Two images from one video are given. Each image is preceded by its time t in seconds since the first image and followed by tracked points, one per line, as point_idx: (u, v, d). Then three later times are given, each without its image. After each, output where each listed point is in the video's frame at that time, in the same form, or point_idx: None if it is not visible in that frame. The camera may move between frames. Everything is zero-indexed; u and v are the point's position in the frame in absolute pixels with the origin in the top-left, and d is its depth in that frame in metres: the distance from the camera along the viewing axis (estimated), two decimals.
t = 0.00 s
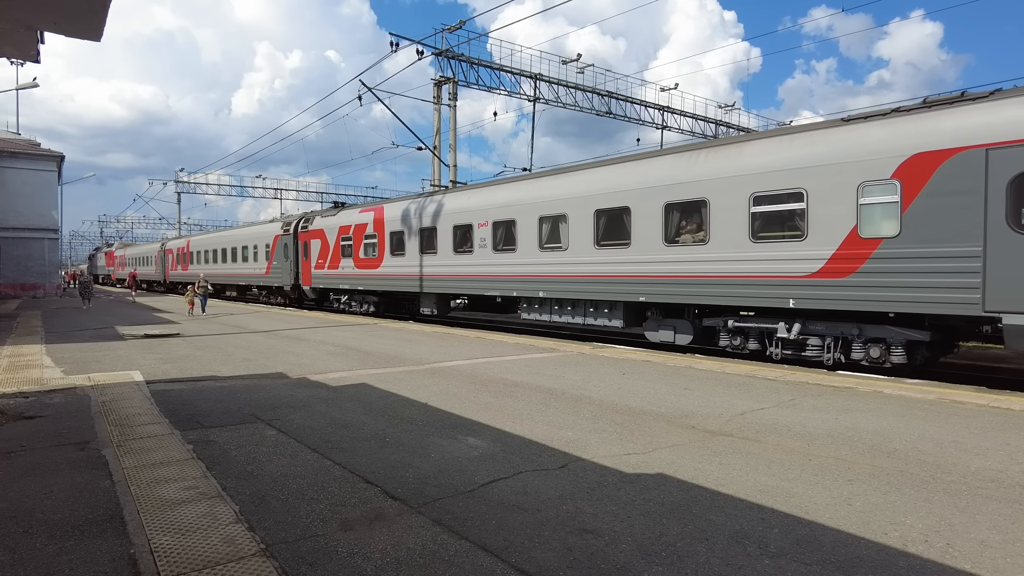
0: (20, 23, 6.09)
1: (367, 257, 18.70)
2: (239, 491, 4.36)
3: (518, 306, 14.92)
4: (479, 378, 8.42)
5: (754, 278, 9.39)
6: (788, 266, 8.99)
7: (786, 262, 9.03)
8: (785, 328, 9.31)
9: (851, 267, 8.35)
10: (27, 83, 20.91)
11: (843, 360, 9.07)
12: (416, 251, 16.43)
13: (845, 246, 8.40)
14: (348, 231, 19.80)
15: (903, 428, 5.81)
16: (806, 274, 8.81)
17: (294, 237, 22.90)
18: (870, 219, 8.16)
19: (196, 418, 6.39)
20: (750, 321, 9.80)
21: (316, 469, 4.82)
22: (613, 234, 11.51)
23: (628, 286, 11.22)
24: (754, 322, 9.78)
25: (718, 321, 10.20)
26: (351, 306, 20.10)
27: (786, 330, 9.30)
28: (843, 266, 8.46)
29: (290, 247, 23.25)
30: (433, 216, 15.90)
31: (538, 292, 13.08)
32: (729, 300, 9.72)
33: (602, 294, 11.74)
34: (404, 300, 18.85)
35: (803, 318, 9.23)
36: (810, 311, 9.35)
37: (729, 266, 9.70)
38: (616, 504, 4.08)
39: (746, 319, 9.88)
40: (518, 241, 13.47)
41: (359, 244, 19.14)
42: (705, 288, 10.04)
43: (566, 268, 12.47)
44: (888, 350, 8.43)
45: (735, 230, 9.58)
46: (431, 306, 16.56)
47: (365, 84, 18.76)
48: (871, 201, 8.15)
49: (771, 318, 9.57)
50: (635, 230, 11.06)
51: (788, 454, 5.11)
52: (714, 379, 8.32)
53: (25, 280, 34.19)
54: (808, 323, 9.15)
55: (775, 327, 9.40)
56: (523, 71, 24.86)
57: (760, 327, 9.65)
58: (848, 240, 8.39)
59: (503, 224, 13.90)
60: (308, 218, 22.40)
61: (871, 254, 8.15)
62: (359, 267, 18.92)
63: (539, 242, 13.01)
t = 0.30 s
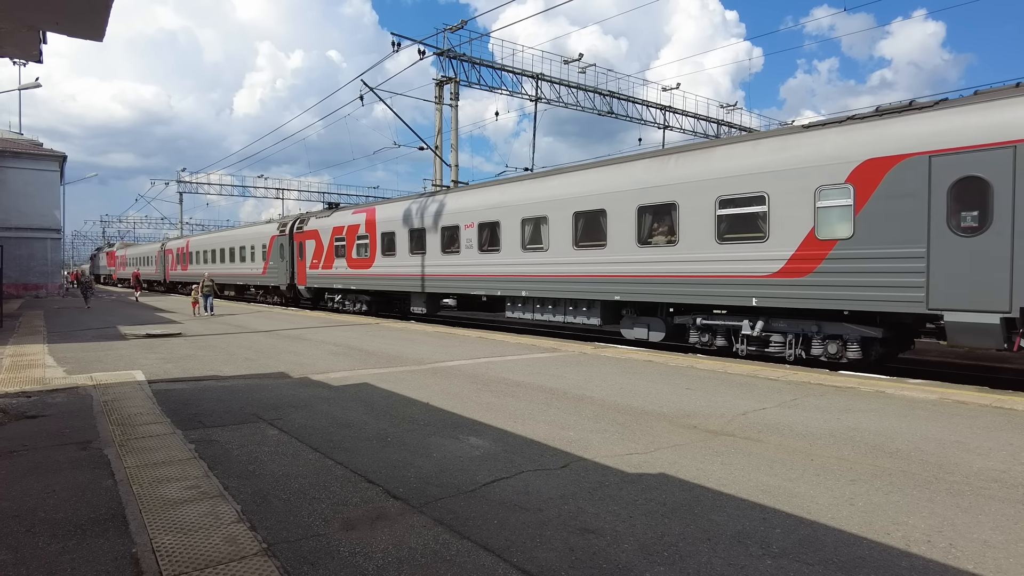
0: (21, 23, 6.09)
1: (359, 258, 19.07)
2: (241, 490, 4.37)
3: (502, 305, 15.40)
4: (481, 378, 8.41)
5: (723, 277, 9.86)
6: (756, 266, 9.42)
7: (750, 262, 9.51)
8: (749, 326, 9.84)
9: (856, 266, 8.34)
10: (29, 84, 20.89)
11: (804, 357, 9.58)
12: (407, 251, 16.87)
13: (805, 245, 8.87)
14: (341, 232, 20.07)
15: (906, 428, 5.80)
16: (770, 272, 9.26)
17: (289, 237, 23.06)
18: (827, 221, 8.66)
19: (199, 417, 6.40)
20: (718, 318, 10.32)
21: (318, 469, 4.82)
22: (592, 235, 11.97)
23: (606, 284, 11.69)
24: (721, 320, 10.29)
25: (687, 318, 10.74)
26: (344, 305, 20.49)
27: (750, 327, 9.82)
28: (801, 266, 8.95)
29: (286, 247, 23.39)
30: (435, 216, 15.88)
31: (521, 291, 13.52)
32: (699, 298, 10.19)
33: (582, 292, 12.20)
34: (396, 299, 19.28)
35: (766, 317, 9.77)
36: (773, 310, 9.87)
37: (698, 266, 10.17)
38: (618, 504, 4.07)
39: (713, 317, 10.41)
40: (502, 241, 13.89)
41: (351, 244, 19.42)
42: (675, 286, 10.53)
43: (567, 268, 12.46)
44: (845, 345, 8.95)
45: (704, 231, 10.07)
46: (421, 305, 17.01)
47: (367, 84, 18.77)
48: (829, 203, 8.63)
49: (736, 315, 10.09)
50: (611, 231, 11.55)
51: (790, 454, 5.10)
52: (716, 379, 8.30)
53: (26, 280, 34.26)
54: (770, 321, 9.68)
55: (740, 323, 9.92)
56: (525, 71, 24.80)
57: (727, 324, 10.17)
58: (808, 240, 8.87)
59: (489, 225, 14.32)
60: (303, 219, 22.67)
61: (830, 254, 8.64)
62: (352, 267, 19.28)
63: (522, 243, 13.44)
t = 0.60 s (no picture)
0: (24, 23, 6.10)
1: (351, 258, 19.40)
2: (243, 489, 4.37)
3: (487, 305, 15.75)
4: (483, 378, 8.40)
5: (690, 276, 10.26)
6: (722, 266, 9.81)
7: (716, 263, 9.91)
8: (716, 322, 10.26)
9: (843, 266, 8.46)
10: (31, 83, 20.82)
11: (769, 352, 9.96)
12: (397, 251, 17.25)
13: (767, 246, 9.26)
14: (334, 232, 20.35)
15: (908, 428, 5.78)
16: (734, 271, 9.68)
17: (285, 237, 23.25)
18: (786, 223, 9.05)
19: (200, 416, 6.41)
20: (688, 316, 10.76)
21: (320, 467, 4.83)
22: (571, 236, 12.34)
23: (583, 283, 12.06)
24: (690, 317, 10.73)
25: (659, 316, 11.17)
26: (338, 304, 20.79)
27: (717, 324, 10.24)
28: (763, 266, 9.35)
29: (283, 247, 23.57)
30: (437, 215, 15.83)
31: (505, 291, 13.88)
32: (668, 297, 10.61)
33: (561, 291, 12.57)
34: (388, 298, 19.68)
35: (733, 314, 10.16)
36: (740, 307, 10.26)
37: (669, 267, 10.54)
38: (619, 504, 4.07)
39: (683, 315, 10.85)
40: (487, 242, 14.26)
41: (344, 244, 19.75)
42: (646, 285, 10.91)
43: (569, 267, 12.44)
44: (805, 341, 9.32)
45: (671, 233, 10.49)
46: (411, 304, 17.38)
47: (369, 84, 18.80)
48: (790, 206, 9.01)
49: (704, 313, 10.51)
50: (588, 231, 11.95)
51: (792, 453, 5.10)
52: (718, 379, 8.28)
53: (29, 280, 34.33)
54: (736, 318, 10.07)
55: (708, 321, 10.37)
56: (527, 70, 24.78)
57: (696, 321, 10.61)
58: (769, 241, 9.26)
59: (475, 226, 14.69)
60: (297, 219, 22.91)
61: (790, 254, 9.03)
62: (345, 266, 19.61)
63: (517, 243, 13.58)
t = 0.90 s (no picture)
0: (27, 23, 6.11)
1: (344, 257, 19.78)
2: (244, 488, 4.38)
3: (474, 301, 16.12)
4: (484, 377, 8.41)
5: (659, 275, 10.74)
6: (688, 266, 10.31)
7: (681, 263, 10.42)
8: (683, 318, 10.71)
9: (805, 266, 8.86)
10: (31, 83, 20.70)
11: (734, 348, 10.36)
12: (388, 250, 17.64)
13: (730, 247, 9.71)
14: (327, 232, 20.71)
15: (910, 428, 5.77)
16: (698, 271, 10.18)
17: (280, 237, 23.55)
18: (748, 225, 9.51)
19: (202, 415, 6.42)
20: (658, 313, 11.20)
21: (321, 467, 4.83)
22: (551, 236, 12.77)
23: (562, 282, 12.54)
24: (660, 314, 11.19)
25: (632, 313, 11.60)
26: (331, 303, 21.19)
27: (684, 320, 10.69)
28: (726, 265, 9.82)
29: (278, 248, 23.88)
30: (438, 215, 15.79)
31: (489, 289, 14.32)
32: (637, 295, 11.11)
33: (540, 289, 13.01)
34: (379, 296, 20.08)
35: (699, 310, 10.59)
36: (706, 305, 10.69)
37: (641, 267, 11.03)
38: (620, 503, 4.07)
39: (653, 312, 11.30)
40: (472, 242, 14.67)
41: (337, 244, 20.12)
42: (619, 284, 11.41)
43: (570, 267, 12.43)
44: (766, 337, 9.70)
45: (639, 235, 11.02)
46: (401, 303, 17.75)
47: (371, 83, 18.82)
48: (752, 208, 9.46)
49: (672, 310, 10.97)
50: (566, 232, 12.43)
51: (793, 453, 5.10)
52: (719, 378, 8.27)
53: (31, 279, 34.41)
54: (702, 314, 10.50)
55: (676, 318, 10.82)
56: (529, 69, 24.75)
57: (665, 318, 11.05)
58: (732, 242, 9.72)
59: (461, 226, 15.09)
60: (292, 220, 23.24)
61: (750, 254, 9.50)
62: (338, 266, 20.00)
63: (518, 242, 13.56)
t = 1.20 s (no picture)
0: (28, 23, 6.12)
1: (337, 257, 20.18)
2: (245, 488, 4.38)
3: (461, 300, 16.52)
4: (485, 376, 8.42)
5: (632, 275, 11.19)
6: (657, 266, 10.78)
7: (650, 264, 10.91)
8: (655, 316, 11.16)
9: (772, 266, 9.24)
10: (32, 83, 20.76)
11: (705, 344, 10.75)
12: (379, 250, 18.05)
13: (697, 247, 10.15)
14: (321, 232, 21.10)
15: (912, 428, 5.75)
16: (668, 270, 10.62)
17: (276, 238, 23.90)
18: (714, 227, 9.95)
19: (203, 415, 6.43)
20: (633, 311, 11.65)
21: (322, 466, 4.84)
22: (534, 236, 13.23)
23: (543, 281, 12.97)
24: (635, 312, 11.64)
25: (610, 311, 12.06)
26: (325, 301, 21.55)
27: (657, 318, 11.13)
28: (695, 265, 10.26)
29: (274, 248, 24.22)
30: (439, 214, 15.77)
31: (474, 288, 14.73)
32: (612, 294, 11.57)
33: (523, 288, 13.42)
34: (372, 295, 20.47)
35: (671, 309, 11.03)
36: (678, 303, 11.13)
37: (615, 267, 11.49)
38: (622, 503, 4.07)
39: (629, 310, 11.75)
40: (458, 243, 15.12)
41: (331, 244, 20.53)
42: (595, 284, 11.86)
43: (571, 266, 12.42)
44: (733, 334, 10.08)
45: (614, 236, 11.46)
46: (391, 301, 18.12)
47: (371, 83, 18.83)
48: (718, 211, 9.89)
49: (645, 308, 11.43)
50: (546, 233, 12.89)
51: (795, 452, 5.09)
52: (720, 377, 8.27)
53: (32, 279, 34.47)
54: (673, 312, 10.95)
55: (649, 315, 11.26)
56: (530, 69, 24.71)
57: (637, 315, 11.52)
58: (700, 243, 10.16)
59: (448, 228, 15.52)
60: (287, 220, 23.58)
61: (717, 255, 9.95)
62: (332, 265, 20.41)
63: (519, 242, 13.54)
